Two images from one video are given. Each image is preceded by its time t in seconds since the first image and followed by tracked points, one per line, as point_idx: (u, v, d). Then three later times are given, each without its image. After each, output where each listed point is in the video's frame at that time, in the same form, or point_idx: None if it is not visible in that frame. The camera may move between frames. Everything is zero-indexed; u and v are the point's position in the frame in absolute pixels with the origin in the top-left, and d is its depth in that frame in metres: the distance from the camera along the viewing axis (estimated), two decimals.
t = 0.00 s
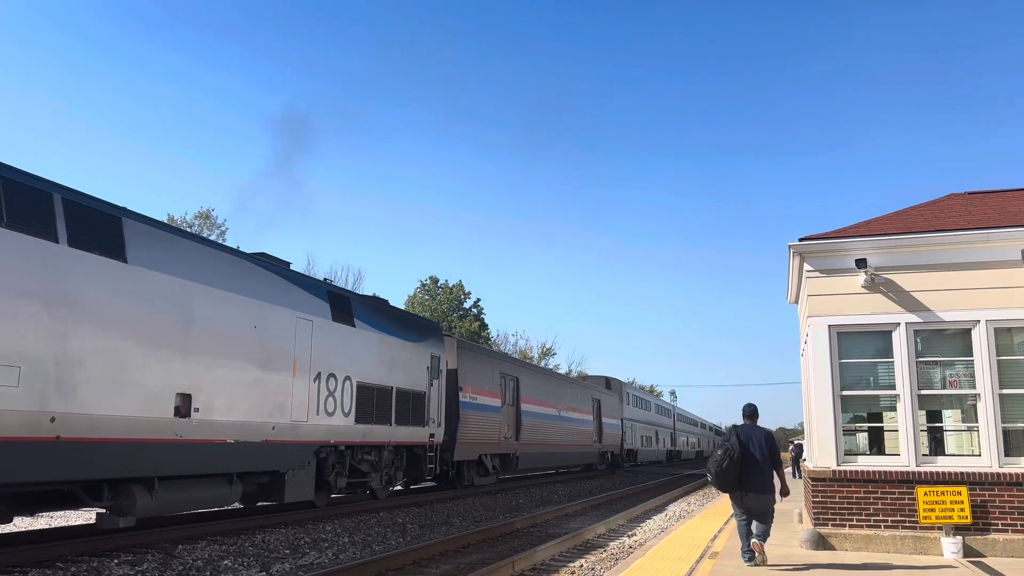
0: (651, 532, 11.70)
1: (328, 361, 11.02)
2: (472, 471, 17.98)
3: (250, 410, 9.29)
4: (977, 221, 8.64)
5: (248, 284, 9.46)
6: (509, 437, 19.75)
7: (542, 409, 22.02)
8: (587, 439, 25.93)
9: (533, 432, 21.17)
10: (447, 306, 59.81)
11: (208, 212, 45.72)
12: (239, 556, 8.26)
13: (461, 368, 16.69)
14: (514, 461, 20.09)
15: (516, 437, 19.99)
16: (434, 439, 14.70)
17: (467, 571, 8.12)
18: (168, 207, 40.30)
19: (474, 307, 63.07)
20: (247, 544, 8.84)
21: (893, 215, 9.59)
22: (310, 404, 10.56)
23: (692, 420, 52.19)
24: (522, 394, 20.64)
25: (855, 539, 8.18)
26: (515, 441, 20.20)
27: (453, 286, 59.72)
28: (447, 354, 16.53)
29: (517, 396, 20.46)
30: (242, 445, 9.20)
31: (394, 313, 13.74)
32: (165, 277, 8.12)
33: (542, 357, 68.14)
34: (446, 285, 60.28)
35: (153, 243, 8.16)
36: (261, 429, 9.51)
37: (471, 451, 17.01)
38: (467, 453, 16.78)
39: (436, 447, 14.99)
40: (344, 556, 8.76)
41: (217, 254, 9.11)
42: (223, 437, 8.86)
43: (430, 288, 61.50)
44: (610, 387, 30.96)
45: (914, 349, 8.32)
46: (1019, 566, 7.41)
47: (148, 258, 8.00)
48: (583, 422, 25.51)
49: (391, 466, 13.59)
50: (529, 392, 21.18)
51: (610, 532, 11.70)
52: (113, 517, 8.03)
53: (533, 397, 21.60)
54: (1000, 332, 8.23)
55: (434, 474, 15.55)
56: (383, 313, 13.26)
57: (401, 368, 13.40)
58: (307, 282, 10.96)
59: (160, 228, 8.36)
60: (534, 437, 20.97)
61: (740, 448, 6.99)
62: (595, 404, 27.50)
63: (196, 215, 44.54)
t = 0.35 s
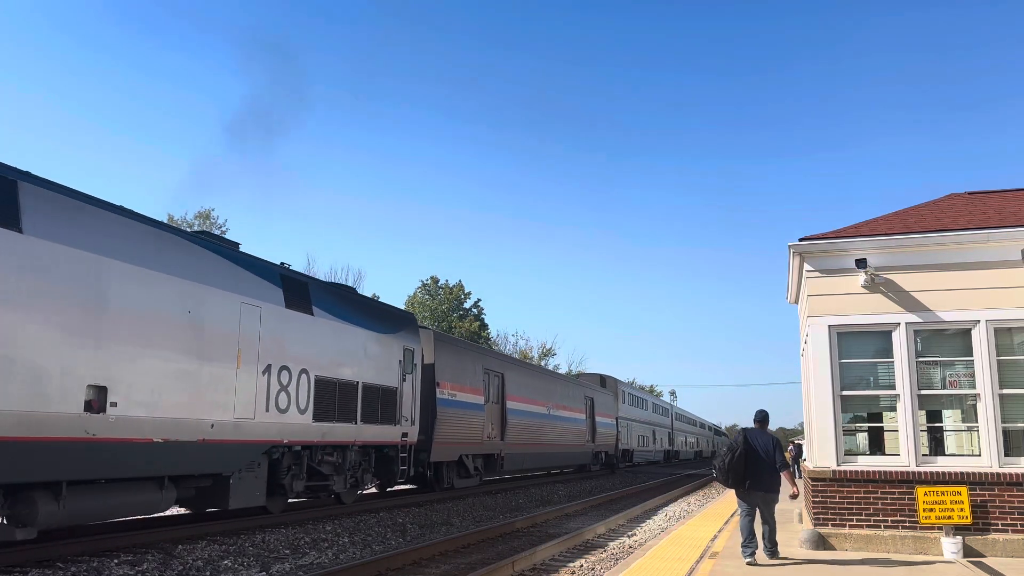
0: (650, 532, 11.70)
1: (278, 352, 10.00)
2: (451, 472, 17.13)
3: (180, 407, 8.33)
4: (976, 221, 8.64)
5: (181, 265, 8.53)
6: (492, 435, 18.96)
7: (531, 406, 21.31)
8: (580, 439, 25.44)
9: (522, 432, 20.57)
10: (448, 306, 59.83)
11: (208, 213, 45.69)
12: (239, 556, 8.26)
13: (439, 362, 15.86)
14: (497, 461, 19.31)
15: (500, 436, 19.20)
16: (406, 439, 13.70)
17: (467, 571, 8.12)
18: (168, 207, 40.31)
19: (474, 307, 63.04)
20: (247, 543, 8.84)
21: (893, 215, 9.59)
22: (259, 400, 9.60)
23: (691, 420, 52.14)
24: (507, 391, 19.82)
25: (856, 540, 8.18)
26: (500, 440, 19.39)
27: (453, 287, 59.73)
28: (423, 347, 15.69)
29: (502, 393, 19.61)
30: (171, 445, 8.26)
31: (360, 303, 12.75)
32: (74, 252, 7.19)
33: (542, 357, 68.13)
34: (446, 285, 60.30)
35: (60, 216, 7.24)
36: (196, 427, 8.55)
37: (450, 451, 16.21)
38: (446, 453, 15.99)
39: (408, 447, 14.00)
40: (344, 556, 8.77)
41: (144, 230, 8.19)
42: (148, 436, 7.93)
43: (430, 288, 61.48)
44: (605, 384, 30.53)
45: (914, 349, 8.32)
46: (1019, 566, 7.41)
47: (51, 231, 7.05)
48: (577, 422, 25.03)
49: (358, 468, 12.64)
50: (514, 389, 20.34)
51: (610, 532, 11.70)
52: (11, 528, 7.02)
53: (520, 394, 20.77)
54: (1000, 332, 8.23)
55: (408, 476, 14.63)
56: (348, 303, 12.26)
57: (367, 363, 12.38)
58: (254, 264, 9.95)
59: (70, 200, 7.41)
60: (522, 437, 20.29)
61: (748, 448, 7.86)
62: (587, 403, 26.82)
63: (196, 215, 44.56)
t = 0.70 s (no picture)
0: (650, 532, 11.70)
1: (219, 342, 9.05)
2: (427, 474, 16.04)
3: (99, 400, 7.39)
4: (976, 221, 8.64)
5: (103, 240, 7.63)
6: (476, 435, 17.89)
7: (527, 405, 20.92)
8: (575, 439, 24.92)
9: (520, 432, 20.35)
10: (448, 307, 59.84)
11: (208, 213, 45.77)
12: (239, 556, 8.26)
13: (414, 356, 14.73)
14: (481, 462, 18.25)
15: (484, 435, 18.11)
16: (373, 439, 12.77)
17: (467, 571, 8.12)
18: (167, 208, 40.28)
19: (474, 307, 62.99)
20: (247, 543, 8.84)
21: (893, 215, 9.59)
22: (197, 395, 8.69)
23: (690, 420, 52.14)
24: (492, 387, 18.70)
25: (856, 540, 8.18)
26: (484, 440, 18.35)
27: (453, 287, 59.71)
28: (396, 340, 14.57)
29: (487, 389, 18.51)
30: (88, 445, 7.33)
31: (318, 289, 11.74)
32: None
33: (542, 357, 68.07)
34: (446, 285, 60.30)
35: None
36: (118, 425, 7.61)
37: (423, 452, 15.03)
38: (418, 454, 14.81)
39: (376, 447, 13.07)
40: (344, 556, 8.77)
41: (51, 198, 7.23)
42: (59, 434, 6.99)
43: (430, 288, 61.46)
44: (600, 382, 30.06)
45: (914, 350, 8.32)
46: (1019, 565, 7.41)
47: None
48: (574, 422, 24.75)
49: (319, 468, 11.76)
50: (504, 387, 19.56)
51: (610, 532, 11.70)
52: None
53: (507, 390, 19.65)
54: (1000, 332, 8.23)
55: (378, 478, 13.70)
56: (305, 290, 11.31)
57: (325, 355, 11.43)
58: (190, 243, 8.98)
59: None
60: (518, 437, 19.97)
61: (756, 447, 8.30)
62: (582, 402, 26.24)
63: (196, 215, 44.55)
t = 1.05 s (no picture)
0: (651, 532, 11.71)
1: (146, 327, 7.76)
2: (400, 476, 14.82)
3: None
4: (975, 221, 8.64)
5: None
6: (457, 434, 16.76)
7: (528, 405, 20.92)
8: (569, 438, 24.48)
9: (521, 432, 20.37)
10: (448, 307, 59.86)
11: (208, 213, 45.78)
12: (239, 556, 8.26)
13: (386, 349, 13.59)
14: (462, 463, 17.12)
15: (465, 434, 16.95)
16: (338, 437, 11.52)
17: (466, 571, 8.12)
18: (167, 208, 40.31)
19: (474, 307, 62.94)
20: (247, 543, 8.85)
21: (892, 215, 9.59)
22: (121, 387, 7.40)
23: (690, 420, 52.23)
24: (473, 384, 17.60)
25: (856, 539, 8.18)
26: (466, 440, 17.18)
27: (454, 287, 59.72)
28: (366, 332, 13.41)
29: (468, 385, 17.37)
30: None
31: (276, 273, 10.48)
32: None
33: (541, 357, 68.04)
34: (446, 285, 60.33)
35: None
36: (16, 421, 6.33)
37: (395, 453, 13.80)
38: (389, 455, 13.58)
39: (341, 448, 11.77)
40: (344, 556, 8.77)
41: None
42: None
43: (430, 288, 61.45)
44: (596, 380, 29.61)
45: (914, 350, 8.32)
46: (1019, 565, 7.41)
47: None
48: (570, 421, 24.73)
49: (274, 471, 10.46)
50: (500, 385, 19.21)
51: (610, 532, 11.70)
52: None
53: (490, 386, 18.55)
54: (1000, 332, 8.23)
55: (344, 481, 12.37)
56: (260, 271, 10.08)
57: (283, 345, 10.16)
58: (109, 213, 7.71)
59: None
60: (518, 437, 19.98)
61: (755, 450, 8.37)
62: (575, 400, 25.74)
63: (196, 216, 44.59)
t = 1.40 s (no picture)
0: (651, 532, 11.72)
1: (56, 311, 6.90)
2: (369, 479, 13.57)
3: None
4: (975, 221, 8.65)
5: None
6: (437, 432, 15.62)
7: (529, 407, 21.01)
8: (563, 436, 23.88)
9: (521, 432, 20.43)
10: (448, 306, 59.82)
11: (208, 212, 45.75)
12: (239, 556, 8.27)
13: (354, 342, 12.42)
14: (441, 464, 15.94)
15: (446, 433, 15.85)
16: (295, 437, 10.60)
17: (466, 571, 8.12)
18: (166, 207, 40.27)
19: (474, 307, 62.89)
20: (247, 543, 8.85)
21: (892, 215, 9.60)
22: (24, 378, 6.54)
23: (689, 420, 52.23)
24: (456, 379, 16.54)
25: (855, 540, 8.18)
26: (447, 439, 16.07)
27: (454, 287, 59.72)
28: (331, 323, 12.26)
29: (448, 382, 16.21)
30: None
31: (223, 258, 9.59)
32: None
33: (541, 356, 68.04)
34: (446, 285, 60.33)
35: None
36: None
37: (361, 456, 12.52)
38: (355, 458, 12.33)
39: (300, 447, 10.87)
40: (344, 556, 8.77)
41: None
42: None
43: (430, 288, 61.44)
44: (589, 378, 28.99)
45: (914, 350, 8.32)
46: (1019, 565, 7.41)
47: None
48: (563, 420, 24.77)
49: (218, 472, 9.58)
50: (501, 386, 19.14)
51: (610, 532, 11.71)
52: None
53: (473, 384, 17.39)
54: (1000, 332, 8.24)
55: (303, 484, 11.33)
56: (203, 256, 9.20)
57: (227, 336, 9.24)
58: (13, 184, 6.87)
59: None
60: (518, 438, 19.99)
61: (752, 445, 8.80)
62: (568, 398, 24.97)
63: (195, 215, 44.58)
